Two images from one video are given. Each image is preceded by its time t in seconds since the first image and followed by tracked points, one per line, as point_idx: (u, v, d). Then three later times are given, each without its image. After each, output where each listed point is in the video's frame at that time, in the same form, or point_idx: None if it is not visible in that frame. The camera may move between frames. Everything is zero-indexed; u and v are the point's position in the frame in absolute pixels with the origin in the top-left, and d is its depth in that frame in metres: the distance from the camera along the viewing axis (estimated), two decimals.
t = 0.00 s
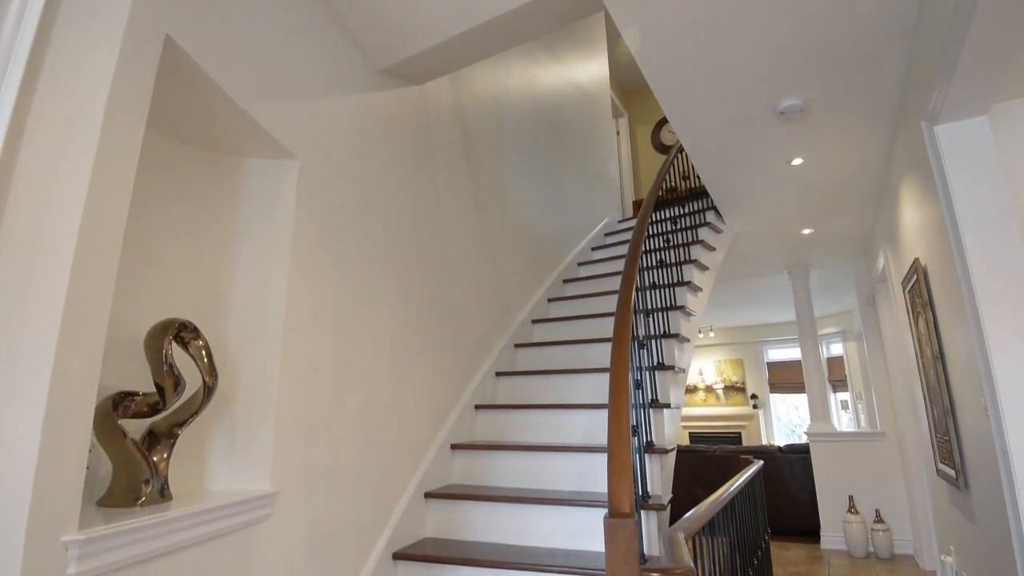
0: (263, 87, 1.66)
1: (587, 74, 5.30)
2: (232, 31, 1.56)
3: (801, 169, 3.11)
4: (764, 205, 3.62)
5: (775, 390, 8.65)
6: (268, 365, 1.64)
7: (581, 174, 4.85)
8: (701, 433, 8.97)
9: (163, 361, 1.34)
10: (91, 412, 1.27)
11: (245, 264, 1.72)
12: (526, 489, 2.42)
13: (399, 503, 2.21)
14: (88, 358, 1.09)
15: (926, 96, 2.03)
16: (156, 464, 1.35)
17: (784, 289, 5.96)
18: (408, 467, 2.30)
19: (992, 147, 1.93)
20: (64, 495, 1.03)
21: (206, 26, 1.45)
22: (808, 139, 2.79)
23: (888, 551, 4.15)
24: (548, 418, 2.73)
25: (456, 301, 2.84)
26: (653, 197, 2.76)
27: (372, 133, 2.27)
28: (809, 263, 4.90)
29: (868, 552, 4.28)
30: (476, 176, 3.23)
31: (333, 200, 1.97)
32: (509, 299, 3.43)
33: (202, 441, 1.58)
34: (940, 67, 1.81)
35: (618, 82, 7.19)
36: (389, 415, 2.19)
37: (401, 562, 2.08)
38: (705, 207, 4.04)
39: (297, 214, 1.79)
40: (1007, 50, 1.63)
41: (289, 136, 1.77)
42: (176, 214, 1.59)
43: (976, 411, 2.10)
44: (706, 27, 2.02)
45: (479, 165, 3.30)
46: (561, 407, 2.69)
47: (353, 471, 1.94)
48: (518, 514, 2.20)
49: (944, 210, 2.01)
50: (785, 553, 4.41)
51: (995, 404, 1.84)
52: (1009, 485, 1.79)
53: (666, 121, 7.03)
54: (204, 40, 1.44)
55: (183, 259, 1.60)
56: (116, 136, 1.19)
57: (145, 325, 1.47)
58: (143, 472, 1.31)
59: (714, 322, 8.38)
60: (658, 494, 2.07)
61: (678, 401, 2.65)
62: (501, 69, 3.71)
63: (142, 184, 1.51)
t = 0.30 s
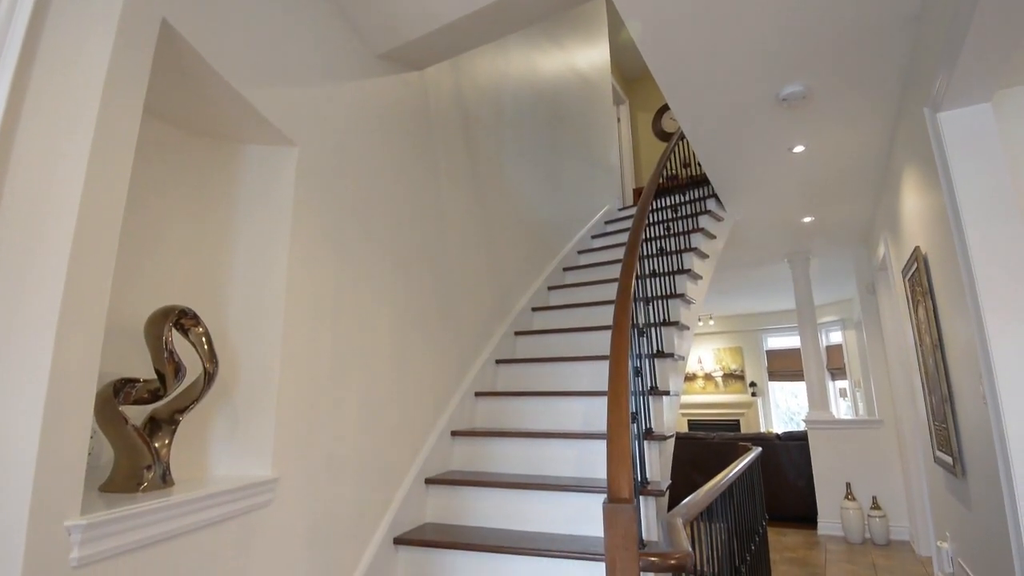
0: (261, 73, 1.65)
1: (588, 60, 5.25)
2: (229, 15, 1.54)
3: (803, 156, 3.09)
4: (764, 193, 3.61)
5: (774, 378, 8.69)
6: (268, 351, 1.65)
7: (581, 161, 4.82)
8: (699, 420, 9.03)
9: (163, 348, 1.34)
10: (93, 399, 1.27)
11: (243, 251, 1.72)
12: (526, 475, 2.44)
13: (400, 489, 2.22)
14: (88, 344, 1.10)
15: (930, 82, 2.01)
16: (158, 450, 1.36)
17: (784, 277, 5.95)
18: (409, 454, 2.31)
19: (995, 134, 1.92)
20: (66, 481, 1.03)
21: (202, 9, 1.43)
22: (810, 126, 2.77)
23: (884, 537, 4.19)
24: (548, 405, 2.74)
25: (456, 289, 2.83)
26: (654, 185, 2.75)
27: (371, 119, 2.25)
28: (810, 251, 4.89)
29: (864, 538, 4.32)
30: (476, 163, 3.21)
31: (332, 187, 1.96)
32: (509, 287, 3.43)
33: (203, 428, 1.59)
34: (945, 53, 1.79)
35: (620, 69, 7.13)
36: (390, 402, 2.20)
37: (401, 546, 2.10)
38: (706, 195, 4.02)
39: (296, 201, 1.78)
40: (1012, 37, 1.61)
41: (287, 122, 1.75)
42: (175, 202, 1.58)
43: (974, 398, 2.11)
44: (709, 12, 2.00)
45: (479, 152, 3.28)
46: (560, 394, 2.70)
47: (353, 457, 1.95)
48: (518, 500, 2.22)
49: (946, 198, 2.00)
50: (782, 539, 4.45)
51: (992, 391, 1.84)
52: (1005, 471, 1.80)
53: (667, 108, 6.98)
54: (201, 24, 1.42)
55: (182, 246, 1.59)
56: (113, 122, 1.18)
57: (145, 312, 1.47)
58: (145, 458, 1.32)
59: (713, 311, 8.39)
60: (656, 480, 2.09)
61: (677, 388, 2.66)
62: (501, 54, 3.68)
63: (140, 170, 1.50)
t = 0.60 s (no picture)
0: (258, 59, 1.63)
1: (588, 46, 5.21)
2: None
3: (804, 145, 3.08)
4: (765, 181, 3.59)
5: (773, 367, 8.72)
6: (268, 338, 1.65)
7: (582, 149, 4.80)
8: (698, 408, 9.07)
9: (163, 335, 1.34)
10: (94, 385, 1.28)
11: (243, 238, 1.72)
12: (525, 462, 2.46)
13: (400, 476, 2.24)
14: (88, 330, 1.10)
15: (932, 70, 2.00)
16: (159, 437, 1.36)
17: (784, 266, 5.95)
18: (409, 441, 2.33)
19: (997, 122, 1.91)
20: (67, 467, 1.04)
21: None
22: (812, 114, 2.76)
23: (880, 524, 4.23)
24: (548, 393, 2.75)
25: (456, 277, 2.83)
26: (654, 173, 2.74)
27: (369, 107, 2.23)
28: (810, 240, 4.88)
29: (861, 525, 4.35)
30: (476, 151, 3.19)
31: (331, 175, 1.95)
32: (509, 275, 3.42)
33: (204, 415, 1.59)
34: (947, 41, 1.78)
35: (621, 56, 7.07)
36: (390, 390, 2.21)
37: (403, 532, 2.12)
38: (707, 183, 4.01)
39: (295, 188, 1.77)
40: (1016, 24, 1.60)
41: (285, 109, 1.74)
42: (173, 189, 1.58)
43: (972, 386, 2.12)
44: None
45: (479, 140, 3.26)
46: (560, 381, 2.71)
47: (353, 445, 1.96)
48: (517, 486, 2.24)
49: (947, 187, 1.99)
50: (780, 526, 4.49)
51: (991, 379, 1.84)
52: (1002, 458, 1.81)
53: (669, 95, 6.93)
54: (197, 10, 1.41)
55: (181, 233, 1.59)
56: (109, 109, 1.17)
57: (144, 299, 1.47)
58: (147, 444, 1.33)
59: (713, 300, 8.40)
60: (655, 467, 2.10)
61: (676, 376, 2.67)
62: (501, 41, 3.65)
63: (139, 157, 1.49)
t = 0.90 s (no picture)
0: (256, 43, 1.61)
1: (590, 32, 5.16)
2: None
3: (806, 132, 3.06)
4: (766, 169, 3.58)
5: (772, 354, 8.75)
6: (268, 324, 1.65)
7: (582, 136, 4.77)
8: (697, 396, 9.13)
9: (163, 322, 1.34)
10: (95, 371, 1.28)
11: (241, 225, 1.71)
12: (525, 448, 2.47)
13: (401, 462, 2.25)
14: (88, 317, 1.10)
15: (936, 56, 1.98)
16: (160, 423, 1.37)
17: (785, 254, 5.95)
18: (410, 427, 2.34)
19: (1000, 110, 1.90)
20: (69, 453, 1.05)
21: None
22: (814, 101, 2.74)
23: (877, 510, 4.26)
24: (548, 379, 2.76)
25: (456, 264, 2.83)
26: (654, 161, 2.72)
27: (368, 93, 2.22)
28: (811, 228, 4.87)
29: (858, 511, 4.39)
30: (475, 138, 3.18)
31: (330, 161, 1.94)
32: (509, 262, 3.42)
33: (206, 401, 1.60)
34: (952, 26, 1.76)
35: (622, 41, 7.01)
36: (390, 377, 2.21)
37: (404, 517, 2.14)
38: (708, 170, 3.99)
39: (293, 174, 1.76)
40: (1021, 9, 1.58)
41: (284, 93, 1.73)
42: (171, 176, 1.57)
43: (970, 373, 2.13)
44: None
45: (479, 126, 3.24)
46: (560, 368, 2.72)
47: (354, 431, 1.97)
48: (517, 472, 2.25)
49: (949, 175, 1.98)
50: (777, 511, 4.53)
51: (989, 367, 1.85)
52: (999, 445, 1.82)
53: (671, 81, 6.88)
54: None
55: (179, 220, 1.58)
56: (104, 93, 1.15)
57: (143, 286, 1.47)
58: (148, 431, 1.33)
59: (713, 287, 8.41)
60: (654, 453, 2.11)
61: (676, 363, 2.67)
62: (501, 26, 3.61)
63: (136, 143, 1.48)
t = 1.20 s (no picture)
0: (253, 27, 1.59)
1: (591, 16, 5.10)
2: None
3: (808, 118, 3.04)
4: (768, 156, 3.56)
5: (770, 342, 8.80)
6: (267, 310, 1.65)
7: (583, 122, 4.74)
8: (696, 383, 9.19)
9: (163, 308, 1.34)
10: (96, 357, 1.28)
11: (240, 211, 1.70)
12: (524, 434, 2.48)
13: (402, 447, 2.26)
14: (87, 304, 1.10)
15: (941, 41, 1.96)
16: (161, 409, 1.37)
17: (785, 241, 5.94)
18: (410, 413, 2.35)
19: (1004, 96, 1.88)
20: (71, 438, 1.05)
21: None
22: (817, 88, 2.71)
23: (873, 496, 4.30)
24: (548, 366, 2.77)
25: (456, 251, 2.82)
26: (655, 148, 2.71)
27: (366, 78, 2.20)
28: (811, 215, 4.85)
29: (855, 496, 4.43)
30: (475, 124, 3.16)
31: (329, 147, 1.93)
32: (509, 249, 3.41)
33: (207, 387, 1.60)
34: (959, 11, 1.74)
35: (623, 26, 6.94)
36: (390, 363, 2.22)
37: (404, 502, 2.16)
38: (709, 157, 3.97)
39: (292, 159, 1.74)
40: None
41: (281, 78, 1.71)
42: (169, 162, 1.55)
43: (969, 359, 2.13)
44: None
45: (479, 112, 3.21)
46: (560, 355, 2.72)
47: (354, 417, 1.97)
48: (517, 458, 2.27)
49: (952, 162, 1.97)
50: (774, 497, 4.58)
51: (988, 354, 1.85)
52: (996, 430, 1.83)
53: (673, 66, 6.82)
54: None
55: (178, 206, 1.57)
56: (101, 77, 1.14)
57: (142, 272, 1.46)
58: (149, 416, 1.34)
59: (713, 275, 8.41)
60: (653, 439, 2.12)
61: (675, 350, 2.68)
62: (501, 10, 3.57)
63: (133, 128, 1.47)
